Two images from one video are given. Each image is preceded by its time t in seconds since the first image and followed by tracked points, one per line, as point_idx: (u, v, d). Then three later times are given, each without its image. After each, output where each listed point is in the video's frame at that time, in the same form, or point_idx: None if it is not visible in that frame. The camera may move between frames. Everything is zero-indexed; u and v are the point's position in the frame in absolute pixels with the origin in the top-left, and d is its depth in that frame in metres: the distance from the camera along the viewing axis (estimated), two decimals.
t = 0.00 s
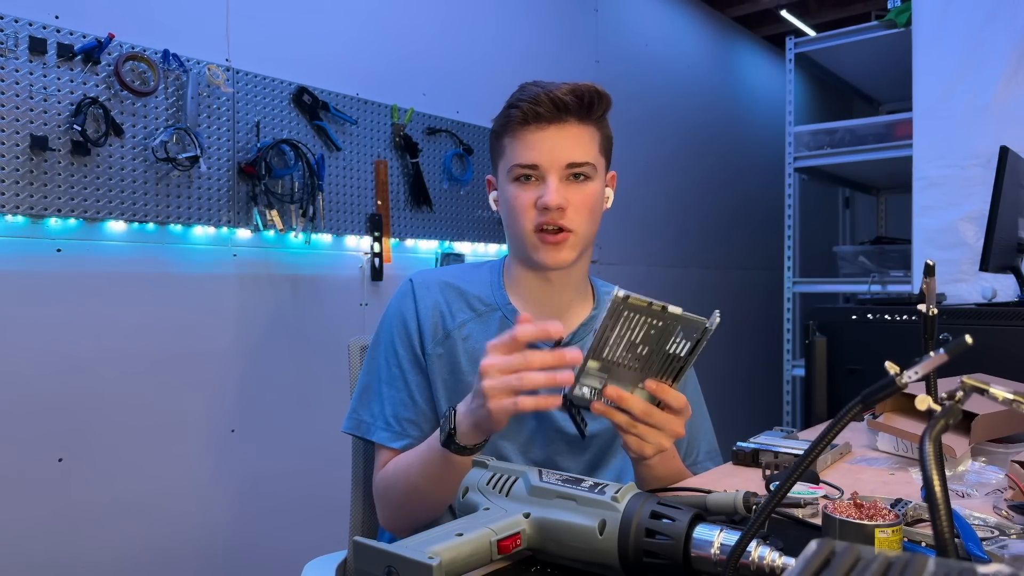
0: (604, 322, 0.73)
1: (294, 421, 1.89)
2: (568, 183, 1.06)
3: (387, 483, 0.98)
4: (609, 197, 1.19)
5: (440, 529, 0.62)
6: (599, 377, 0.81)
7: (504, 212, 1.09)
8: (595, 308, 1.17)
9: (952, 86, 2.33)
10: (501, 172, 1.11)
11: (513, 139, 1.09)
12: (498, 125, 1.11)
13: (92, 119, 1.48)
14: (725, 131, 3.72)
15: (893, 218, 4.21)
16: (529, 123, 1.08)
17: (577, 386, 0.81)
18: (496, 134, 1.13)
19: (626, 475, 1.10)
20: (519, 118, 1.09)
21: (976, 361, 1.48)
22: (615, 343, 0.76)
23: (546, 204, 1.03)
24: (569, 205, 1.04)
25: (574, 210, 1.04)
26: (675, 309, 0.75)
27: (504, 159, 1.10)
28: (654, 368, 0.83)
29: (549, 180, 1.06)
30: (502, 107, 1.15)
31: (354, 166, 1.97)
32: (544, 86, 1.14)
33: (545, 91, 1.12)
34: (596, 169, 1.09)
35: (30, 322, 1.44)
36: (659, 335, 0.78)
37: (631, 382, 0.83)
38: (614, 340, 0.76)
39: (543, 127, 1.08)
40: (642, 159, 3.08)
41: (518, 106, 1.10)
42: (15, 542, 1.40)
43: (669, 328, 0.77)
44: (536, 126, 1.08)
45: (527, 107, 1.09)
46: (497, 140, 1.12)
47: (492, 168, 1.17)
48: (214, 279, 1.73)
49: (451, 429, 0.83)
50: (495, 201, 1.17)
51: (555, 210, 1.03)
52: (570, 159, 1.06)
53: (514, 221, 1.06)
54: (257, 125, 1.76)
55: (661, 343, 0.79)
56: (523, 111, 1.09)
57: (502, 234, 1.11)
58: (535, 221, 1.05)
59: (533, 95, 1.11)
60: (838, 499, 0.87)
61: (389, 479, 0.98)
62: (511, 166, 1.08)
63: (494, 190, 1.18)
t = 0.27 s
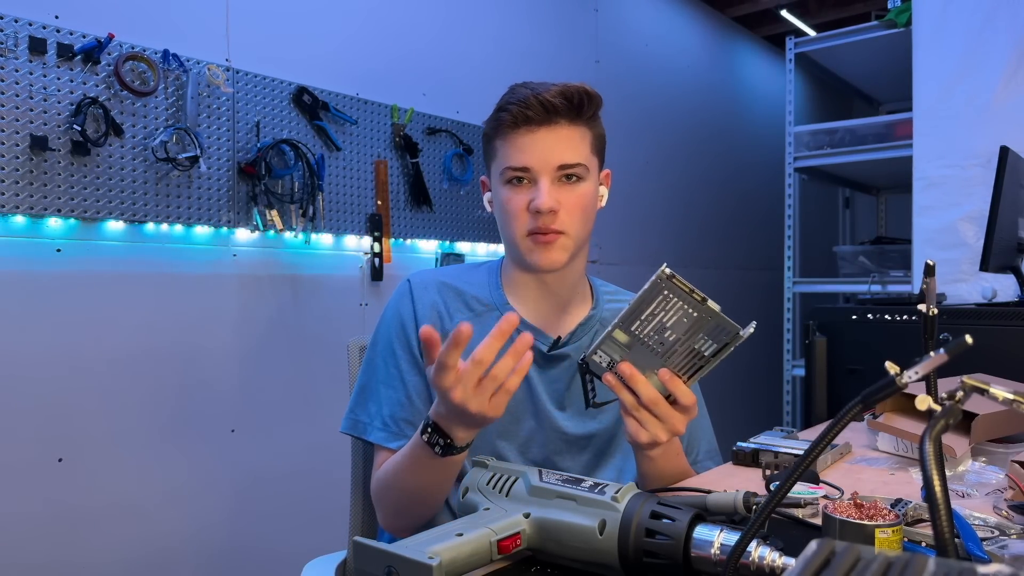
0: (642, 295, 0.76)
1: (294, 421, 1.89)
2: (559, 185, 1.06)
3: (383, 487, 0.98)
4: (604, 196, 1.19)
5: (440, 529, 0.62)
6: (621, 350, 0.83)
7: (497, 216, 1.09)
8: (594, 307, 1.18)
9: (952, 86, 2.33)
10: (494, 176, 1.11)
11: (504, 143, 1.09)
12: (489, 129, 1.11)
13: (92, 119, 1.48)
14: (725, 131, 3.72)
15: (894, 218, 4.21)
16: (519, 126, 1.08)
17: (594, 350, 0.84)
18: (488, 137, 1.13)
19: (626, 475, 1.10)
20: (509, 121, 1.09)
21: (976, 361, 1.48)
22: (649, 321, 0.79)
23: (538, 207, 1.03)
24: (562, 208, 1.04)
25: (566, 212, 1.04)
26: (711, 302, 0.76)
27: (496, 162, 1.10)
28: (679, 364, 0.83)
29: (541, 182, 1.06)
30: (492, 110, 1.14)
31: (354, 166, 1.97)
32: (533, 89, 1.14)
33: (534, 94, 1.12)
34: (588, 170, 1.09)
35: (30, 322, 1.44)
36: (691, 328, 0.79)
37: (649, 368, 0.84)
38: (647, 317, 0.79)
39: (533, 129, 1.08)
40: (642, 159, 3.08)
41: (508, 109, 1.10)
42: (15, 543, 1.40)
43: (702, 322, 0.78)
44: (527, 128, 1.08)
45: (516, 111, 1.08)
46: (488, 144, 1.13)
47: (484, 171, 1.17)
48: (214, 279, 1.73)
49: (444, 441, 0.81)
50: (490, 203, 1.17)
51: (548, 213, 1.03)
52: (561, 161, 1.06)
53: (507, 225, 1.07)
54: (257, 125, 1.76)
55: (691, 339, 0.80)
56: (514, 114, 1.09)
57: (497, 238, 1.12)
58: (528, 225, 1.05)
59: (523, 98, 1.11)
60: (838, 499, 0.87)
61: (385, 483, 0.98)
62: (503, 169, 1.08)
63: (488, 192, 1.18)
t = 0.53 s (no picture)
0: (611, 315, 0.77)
1: (294, 421, 1.89)
2: (566, 184, 1.06)
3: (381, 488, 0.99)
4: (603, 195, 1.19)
5: (440, 529, 0.62)
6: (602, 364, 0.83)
7: (500, 214, 1.09)
8: (592, 307, 1.18)
9: (953, 86, 2.33)
10: (498, 174, 1.10)
11: (510, 141, 1.08)
12: (493, 127, 1.10)
13: (92, 119, 1.48)
14: (725, 131, 3.72)
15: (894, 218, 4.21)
16: (527, 125, 1.08)
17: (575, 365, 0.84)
18: (490, 134, 1.12)
19: (624, 475, 1.10)
20: (516, 120, 1.08)
21: (976, 361, 1.47)
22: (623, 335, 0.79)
23: (547, 207, 1.03)
24: (568, 208, 1.04)
25: (573, 212, 1.05)
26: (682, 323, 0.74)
27: (499, 161, 1.09)
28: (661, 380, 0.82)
29: (548, 182, 1.05)
30: (496, 107, 1.13)
31: (354, 166, 1.97)
32: (539, 87, 1.13)
33: (542, 93, 1.11)
34: (592, 170, 1.09)
35: (30, 322, 1.44)
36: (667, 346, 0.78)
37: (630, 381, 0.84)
38: (617, 333, 0.79)
39: (540, 129, 1.07)
40: (642, 159, 3.08)
41: (514, 108, 1.09)
42: (15, 542, 1.40)
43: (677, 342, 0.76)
44: (533, 127, 1.07)
45: (524, 110, 1.08)
46: (492, 141, 1.12)
47: (486, 168, 1.16)
48: (214, 279, 1.73)
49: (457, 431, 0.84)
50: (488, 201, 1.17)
51: (555, 213, 1.03)
52: (568, 161, 1.06)
53: (513, 224, 1.06)
54: (257, 125, 1.76)
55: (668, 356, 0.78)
56: (520, 113, 1.08)
57: (500, 236, 1.11)
58: (535, 224, 1.04)
59: (528, 96, 1.11)
60: (838, 499, 0.87)
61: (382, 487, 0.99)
62: (508, 168, 1.07)
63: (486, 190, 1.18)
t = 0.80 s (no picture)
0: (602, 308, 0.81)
1: (294, 421, 1.89)
2: (569, 186, 1.06)
3: (385, 486, 0.99)
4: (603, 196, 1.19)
5: (440, 529, 0.62)
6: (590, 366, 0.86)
7: (502, 216, 1.08)
8: (591, 308, 1.18)
9: (953, 86, 2.33)
10: (500, 175, 1.09)
11: (512, 143, 1.08)
12: (495, 127, 1.10)
13: (92, 119, 1.48)
14: (725, 131, 3.72)
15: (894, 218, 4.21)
16: (530, 127, 1.07)
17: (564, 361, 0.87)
18: (492, 134, 1.12)
19: (623, 475, 1.11)
20: (520, 121, 1.08)
21: (977, 361, 1.47)
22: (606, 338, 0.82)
23: (551, 209, 1.03)
24: (572, 210, 1.04)
25: (576, 214, 1.05)
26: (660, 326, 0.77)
27: (501, 162, 1.09)
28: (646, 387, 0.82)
29: (551, 184, 1.05)
30: (498, 107, 1.13)
31: (354, 166, 1.97)
32: (543, 89, 1.13)
33: (545, 94, 1.11)
34: (595, 172, 1.09)
35: (30, 322, 1.44)
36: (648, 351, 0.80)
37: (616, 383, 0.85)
38: (600, 332, 0.82)
39: (543, 131, 1.07)
40: (642, 159, 3.08)
41: (518, 109, 1.08)
42: (15, 542, 1.40)
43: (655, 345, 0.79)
44: (536, 128, 1.07)
45: (528, 112, 1.07)
46: (494, 142, 1.11)
47: (487, 169, 1.16)
48: (214, 279, 1.73)
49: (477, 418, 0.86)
50: (489, 201, 1.17)
51: (559, 215, 1.03)
52: (571, 163, 1.06)
53: (516, 226, 1.06)
54: (257, 125, 1.76)
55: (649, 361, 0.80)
56: (523, 114, 1.07)
57: (502, 237, 1.11)
58: (538, 226, 1.04)
59: (531, 97, 1.10)
60: (837, 499, 0.87)
61: (387, 485, 0.99)
62: (511, 169, 1.06)
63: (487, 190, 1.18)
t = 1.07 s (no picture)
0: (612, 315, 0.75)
1: (294, 421, 1.89)
2: (574, 186, 1.06)
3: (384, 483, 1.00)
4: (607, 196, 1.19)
5: (440, 529, 0.62)
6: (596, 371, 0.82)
7: (506, 214, 1.08)
8: (593, 308, 1.18)
9: (953, 86, 2.33)
10: (505, 173, 1.09)
11: (518, 141, 1.08)
12: (501, 125, 1.10)
13: (92, 119, 1.48)
14: (725, 131, 3.72)
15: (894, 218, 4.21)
16: (536, 125, 1.08)
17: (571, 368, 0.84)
18: (497, 132, 1.12)
19: (624, 475, 1.10)
20: (526, 120, 1.08)
21: (976, 361, 1.48)
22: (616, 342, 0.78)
23: (555, 208, 1.02)
24: (576, 210, 1.04)
25: (580, 214, 1.05)
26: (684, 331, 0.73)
27: (507, 160, 1.09)
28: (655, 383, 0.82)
29: (556, 183, 1.05)
30: (504, 106, 1.13)
31: (354, 166, 1.97)
32: (549, 87, 1.13)
33: (552, 93, 1.11)
34: (600, 172, 1.09)
35: (29, 322, 1.44)
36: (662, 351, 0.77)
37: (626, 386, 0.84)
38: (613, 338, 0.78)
39: (549, 130, 1.07)
40: (641, 159, 3.08)
41: (524, 107, 1.08)
42: (15, 542, 1.40)
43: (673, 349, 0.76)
44: (542, 127, 1.07)
45: (534, 110, 1.07)
46: (499, 140, 1.11)
47: (491, 167, 1.16)
48: (214, 279, 1.73)
49: (479, 420, 0.87)
50: (492, 200, 1.17)
51: (564, 214, 1.03)
52: (576, 162, 1.06)
53: (519, 224, 1.06)
54: (257, 125, 1.76)
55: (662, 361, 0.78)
56: (530, 113, 1.08)
57: (505, 235, 1.10)
58: (543, 225, 1.04)
59: (538, 96, 1.10)
60: (837, 499, 0.87)
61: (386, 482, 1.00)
62: (517, 167, 1.06)
63: (490, 189, 1.18)
